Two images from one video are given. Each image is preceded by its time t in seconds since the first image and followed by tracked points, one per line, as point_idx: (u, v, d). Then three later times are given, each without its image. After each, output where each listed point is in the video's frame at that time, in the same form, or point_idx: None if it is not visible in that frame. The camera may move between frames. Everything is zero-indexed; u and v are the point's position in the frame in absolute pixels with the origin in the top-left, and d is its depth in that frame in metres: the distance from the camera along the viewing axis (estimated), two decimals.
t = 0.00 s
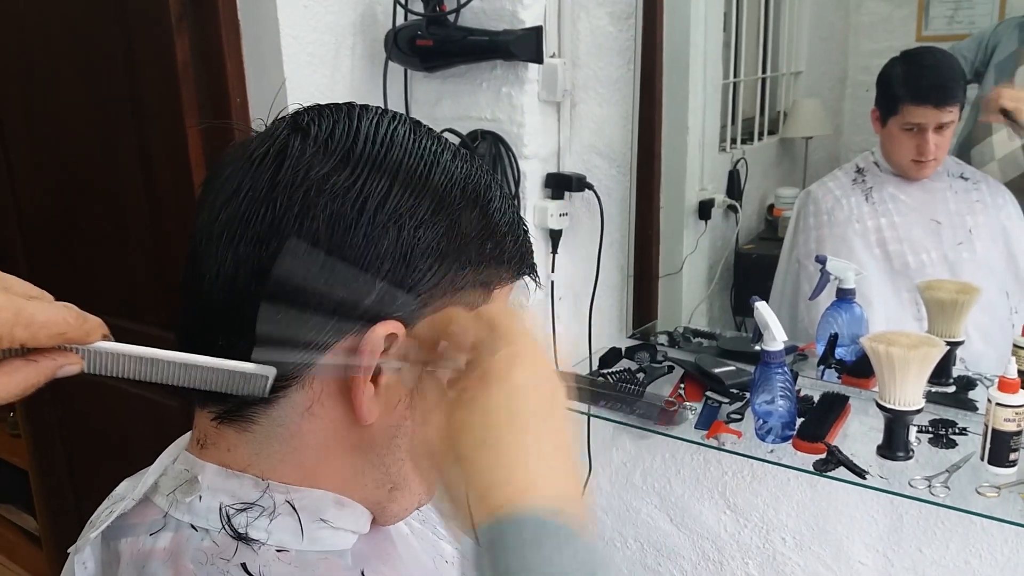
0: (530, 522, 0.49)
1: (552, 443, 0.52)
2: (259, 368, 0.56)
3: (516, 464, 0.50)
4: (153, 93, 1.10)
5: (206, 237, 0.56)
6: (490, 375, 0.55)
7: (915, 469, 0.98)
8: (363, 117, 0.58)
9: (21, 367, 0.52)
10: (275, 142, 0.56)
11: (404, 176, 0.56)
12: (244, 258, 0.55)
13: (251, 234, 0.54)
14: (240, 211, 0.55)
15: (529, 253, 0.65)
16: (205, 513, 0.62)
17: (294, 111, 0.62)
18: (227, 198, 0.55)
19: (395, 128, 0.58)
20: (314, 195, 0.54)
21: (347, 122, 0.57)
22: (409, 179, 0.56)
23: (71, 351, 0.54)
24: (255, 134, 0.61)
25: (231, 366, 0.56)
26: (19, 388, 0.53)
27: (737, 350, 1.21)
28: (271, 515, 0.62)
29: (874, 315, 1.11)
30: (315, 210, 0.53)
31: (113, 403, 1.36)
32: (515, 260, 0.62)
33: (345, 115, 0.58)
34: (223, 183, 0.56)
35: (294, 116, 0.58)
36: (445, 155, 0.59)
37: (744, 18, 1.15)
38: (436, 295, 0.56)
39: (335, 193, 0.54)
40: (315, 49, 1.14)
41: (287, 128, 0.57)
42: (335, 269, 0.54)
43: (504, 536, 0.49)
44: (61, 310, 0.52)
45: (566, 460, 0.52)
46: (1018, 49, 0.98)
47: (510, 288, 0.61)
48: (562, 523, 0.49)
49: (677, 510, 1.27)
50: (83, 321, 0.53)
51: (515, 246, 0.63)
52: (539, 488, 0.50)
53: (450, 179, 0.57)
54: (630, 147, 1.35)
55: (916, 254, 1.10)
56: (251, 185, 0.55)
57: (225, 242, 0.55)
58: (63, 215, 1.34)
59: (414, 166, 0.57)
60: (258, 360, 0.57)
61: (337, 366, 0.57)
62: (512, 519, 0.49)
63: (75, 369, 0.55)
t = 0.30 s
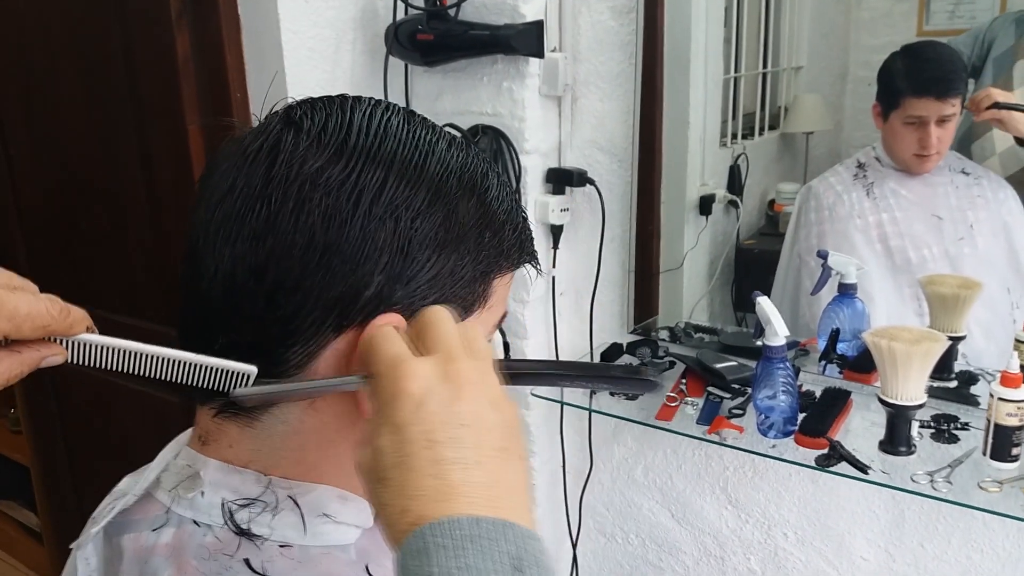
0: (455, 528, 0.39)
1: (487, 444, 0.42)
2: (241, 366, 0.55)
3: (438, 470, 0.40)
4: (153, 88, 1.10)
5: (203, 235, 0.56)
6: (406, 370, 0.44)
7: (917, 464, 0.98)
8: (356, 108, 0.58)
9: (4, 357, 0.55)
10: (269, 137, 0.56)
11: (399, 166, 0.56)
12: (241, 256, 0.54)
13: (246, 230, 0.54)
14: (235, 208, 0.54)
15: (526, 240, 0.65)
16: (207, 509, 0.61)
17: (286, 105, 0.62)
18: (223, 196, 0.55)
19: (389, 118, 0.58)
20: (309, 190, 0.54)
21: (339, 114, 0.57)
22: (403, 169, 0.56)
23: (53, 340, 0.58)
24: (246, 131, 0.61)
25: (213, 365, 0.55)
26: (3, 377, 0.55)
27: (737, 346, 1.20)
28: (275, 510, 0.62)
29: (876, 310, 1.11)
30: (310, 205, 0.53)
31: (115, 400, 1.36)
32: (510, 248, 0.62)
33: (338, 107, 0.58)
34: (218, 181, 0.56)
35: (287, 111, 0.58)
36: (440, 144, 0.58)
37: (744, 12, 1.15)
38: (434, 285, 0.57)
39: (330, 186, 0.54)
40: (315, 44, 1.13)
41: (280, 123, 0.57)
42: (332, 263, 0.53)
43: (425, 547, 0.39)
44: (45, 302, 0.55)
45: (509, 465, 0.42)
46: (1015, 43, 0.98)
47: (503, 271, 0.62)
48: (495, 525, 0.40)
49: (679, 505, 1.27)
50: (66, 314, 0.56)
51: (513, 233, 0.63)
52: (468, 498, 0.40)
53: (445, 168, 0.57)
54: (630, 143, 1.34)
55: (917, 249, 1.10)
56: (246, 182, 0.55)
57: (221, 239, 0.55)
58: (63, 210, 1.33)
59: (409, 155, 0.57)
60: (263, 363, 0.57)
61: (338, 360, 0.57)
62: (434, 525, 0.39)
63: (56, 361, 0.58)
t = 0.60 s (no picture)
0: (426, 524, 0.39)
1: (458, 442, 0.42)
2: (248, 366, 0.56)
3: (407, 469, 0.40)
4: (165, 90, 1.11)
5: (215, 238, 0.57)
6: (372, 371, 0.43)
7: (921, 465, 0.99)
8: (363, 111, 0.59)
9: (18, 353, 0.58)
10: (278, 141, 0.57)
11: (406, 167, 0.57)
12: (252, 257, 0.55)
13: (258, 232, 0.55)
14: (247, 211, 0.55)
15: (533, 239, 0.66)
16: (219, 507, 0.62)
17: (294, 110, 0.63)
18: (234, 199, 0.56)
19: (396, 120, 0.59)
20: (318, 192, 0.55)
21: (347, 117, 0.58)
22: (411, 170, 0.57)
23: (66, 338, 0.59)
24: (255, 136, 0.62)
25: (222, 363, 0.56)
26: (18, 371, 0.58)
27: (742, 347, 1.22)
28: (287, 508, 0.62)
29: (881, 311, 1.12)
30: (320, 207, 0.54)
31: (126, 399, 1.38)
32: (518, 246, 0.63)
33: (345, 110, 0.59)
34: (228, 185, 0.57)
35: (295, 115, 0.59)
36: (447, 144, 0.59)
37: (750, 16, 1.17)
38: (443, 283, 0.57)
39: (339, 188, 0.55)
40: (325, 48, 1.14)
41: (289, 126, 0.58)
42: (342, 264, 0.54)
43: (397, 545, 0.39)
44: (58, 301, 0.56)
45: (480, 462, 0.43)
46: (1018, 47, 0.99)
47: (512, 269, 0.63)
48: (467, 519, 0.40)
49: (684, 505, 1.28)
50: (79, 313, 0.57)
51: (520, 232, 0.64)
52: (439, 496, 0.40)
53: (452, 168, 0.58)
54: (638, 146, 1.35)
55: (921, 251, 1.11)
56: (257, 185, 0.56)
57: (233, 241, 0.56)
58: (75, 211, 1.35)
59: (416, 157, 0.58)
60: (274, 366, 0.58)
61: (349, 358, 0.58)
62: (405, 522, 0.39)
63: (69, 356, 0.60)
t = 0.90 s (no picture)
0: (418, 513, 0.40)
1: (451, 434, 0.42)
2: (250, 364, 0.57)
3: (399, 458, 0.41)
4: (168, 90, 1.11)
5: (217, 236, 0.57)
6: (367, 363, 0.44)
7: (923, 465, 0.99)
8: (365, 110, 0.59)
9: (21, 351, 0.58)
10: (280, 140, 0.57)
11: (408, 166, 0.57)
12: (254, 255, 0.55)
13: (260, 231, 0.55)
14: (248, 210, 0.55)
15: (534, 237, 0.66)
16: (222, 505, 0.62)
17: (295, 109, 0.64)
18: (236, 198, 0.56)
19: (397, 119, 0.59)
20: (320, 190, 0.55)
21: (349, 117, 0.59)
22: (412, 169, 0.57)
23: (69, 337, 0.59)
24: (256, 135, 0.62)
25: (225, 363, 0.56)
26: (20, 370, 0.59)
27: (744, 347, 1.22)
28: (290, 506, 0.62)
29: (882, 311, 1.12)
30: (322, 205, 0.54)
31: (128, 398, 1.38)
32: (519, 245, 0.64)
33: (346, 109, 0.59)
34: (230, 183, 0.57)
35: (297, 114, 0.59)
36: (448, 143, 0.60)
37: (752, 16, 1.17)
38: (444, 281, 0.57)
39: (341, 186, 0.55)
40: (328, 48, 1.15)
41: (290, 126, 0.58)
42: (344, 261, 0.54)
43: (390, 533, 0.39)
44: (62, 299, 0.56)
45: (473, 454, 0.43)
46: (1020, 47, 0.98)
47: (513, 267, 0.63)
48: (459, 509, 0.40)
49: (686, 504, 1.28)
50: (81, 311, 0.57)
51: (521, 231, 0.64)
52: (430, 486, 0.40)
53: (453, 167, 0.58)
54: (640, 147, 1.35)
55: (923, 251, 1.10)
56: (258, 184, 0.56)
57: (235, 240, 0.56)
58: (78, 210, 1.35)
59: (417, 155, 0.58)
60: (276, 366, 0.58)
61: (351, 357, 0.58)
62: (398, 512, 0.40)
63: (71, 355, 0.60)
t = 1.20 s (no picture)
0: (421, 516, 0.40)
1: (455, 438, 0.42)
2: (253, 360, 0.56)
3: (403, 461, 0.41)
4: (172, 88, 1.11)
5: (226, 232, 0.57)
6: (373, 366, 0.44)
7: (926, 464, 0.99)
8: (375, 108, 0.59)
9: (28, 350, 0.58)
10: (290, 137, 0.57)
11: (417, 165, 0.57)
12: (262, 252, 0.55)
13: (269, 228, 0.55)
14: (258, 206, 0.55)
15: (541, 238, 0.66)
16: (228, 501, 0.63)
17: (305, 106, 0.63)
18: (245, 194, 0.56)
19: (407, 118, 0.59)
20: (329, 189, 0.55)
21: (359, 115, 0.58)
22: (422, 169, 0.57)
23: (74, 335, 0.59)
24: (266, 131, 0.62)
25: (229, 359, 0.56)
26: (26, 367, 0.59)
27: (748, 346, 1.22)
28: (296, 503, 0.62)
29: (885, 311, 1.12)
30: (330, 203, 0.54)
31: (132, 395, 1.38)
32: (526, 246, 0.64)
33: (356, 107, 0.59)
34: (239, 179, 0.57)
35: (307, 111, 0.59)
36: (457, 143, 0.59)
37: (756, 14, 1.17)
38: (451, 281, 0.57)
39: (350, 185, 0.55)
40: (333, 46, 1.15)
41: (301, 123, 0.58)
42: (351, 259, 0.55)
43: (392, 536, 0.39)
44: (67, 298, 0.56)
45: (478, 459, 0.43)
46: None
47: (519, 268, 0.63)
48: (462, 512, 0.40)
49: (688, 504, 1.28)
50: (87, 309, 0.57)
51: (528, 232, 0.64)
52: (432, 489, 0.40)
53: (462, 167, 0.58)
54: (643, 145, 1.35)
55: (927, 252, 1.10)
56: (268, 181, 0.56)
57: (243, 236, 0.56)
58: (82, 209, 1.35)
59: (427, 155, 0.58)
60: (281, 361, 0.58)
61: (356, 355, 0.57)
62: (400, 515, 0.40)
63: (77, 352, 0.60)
